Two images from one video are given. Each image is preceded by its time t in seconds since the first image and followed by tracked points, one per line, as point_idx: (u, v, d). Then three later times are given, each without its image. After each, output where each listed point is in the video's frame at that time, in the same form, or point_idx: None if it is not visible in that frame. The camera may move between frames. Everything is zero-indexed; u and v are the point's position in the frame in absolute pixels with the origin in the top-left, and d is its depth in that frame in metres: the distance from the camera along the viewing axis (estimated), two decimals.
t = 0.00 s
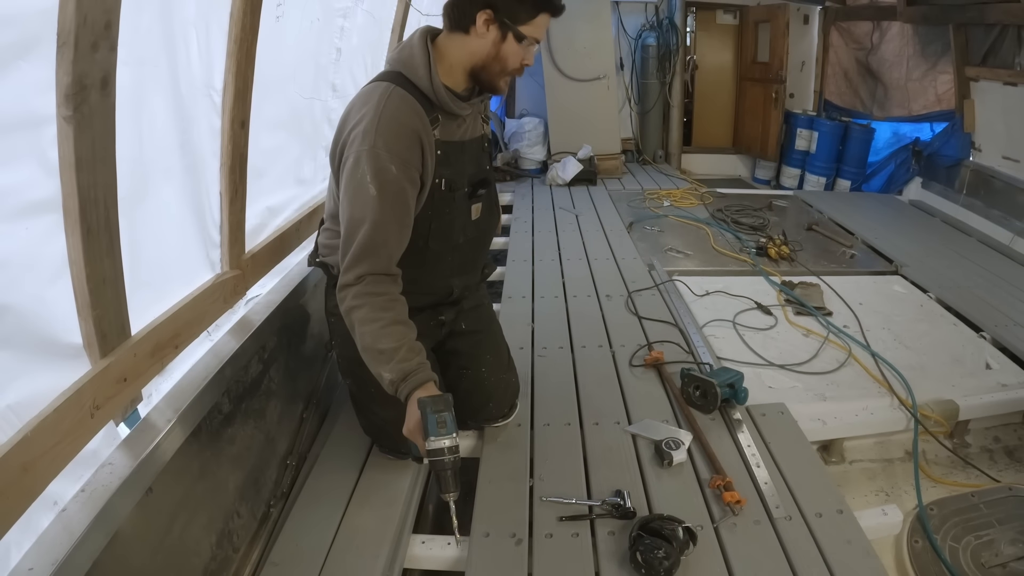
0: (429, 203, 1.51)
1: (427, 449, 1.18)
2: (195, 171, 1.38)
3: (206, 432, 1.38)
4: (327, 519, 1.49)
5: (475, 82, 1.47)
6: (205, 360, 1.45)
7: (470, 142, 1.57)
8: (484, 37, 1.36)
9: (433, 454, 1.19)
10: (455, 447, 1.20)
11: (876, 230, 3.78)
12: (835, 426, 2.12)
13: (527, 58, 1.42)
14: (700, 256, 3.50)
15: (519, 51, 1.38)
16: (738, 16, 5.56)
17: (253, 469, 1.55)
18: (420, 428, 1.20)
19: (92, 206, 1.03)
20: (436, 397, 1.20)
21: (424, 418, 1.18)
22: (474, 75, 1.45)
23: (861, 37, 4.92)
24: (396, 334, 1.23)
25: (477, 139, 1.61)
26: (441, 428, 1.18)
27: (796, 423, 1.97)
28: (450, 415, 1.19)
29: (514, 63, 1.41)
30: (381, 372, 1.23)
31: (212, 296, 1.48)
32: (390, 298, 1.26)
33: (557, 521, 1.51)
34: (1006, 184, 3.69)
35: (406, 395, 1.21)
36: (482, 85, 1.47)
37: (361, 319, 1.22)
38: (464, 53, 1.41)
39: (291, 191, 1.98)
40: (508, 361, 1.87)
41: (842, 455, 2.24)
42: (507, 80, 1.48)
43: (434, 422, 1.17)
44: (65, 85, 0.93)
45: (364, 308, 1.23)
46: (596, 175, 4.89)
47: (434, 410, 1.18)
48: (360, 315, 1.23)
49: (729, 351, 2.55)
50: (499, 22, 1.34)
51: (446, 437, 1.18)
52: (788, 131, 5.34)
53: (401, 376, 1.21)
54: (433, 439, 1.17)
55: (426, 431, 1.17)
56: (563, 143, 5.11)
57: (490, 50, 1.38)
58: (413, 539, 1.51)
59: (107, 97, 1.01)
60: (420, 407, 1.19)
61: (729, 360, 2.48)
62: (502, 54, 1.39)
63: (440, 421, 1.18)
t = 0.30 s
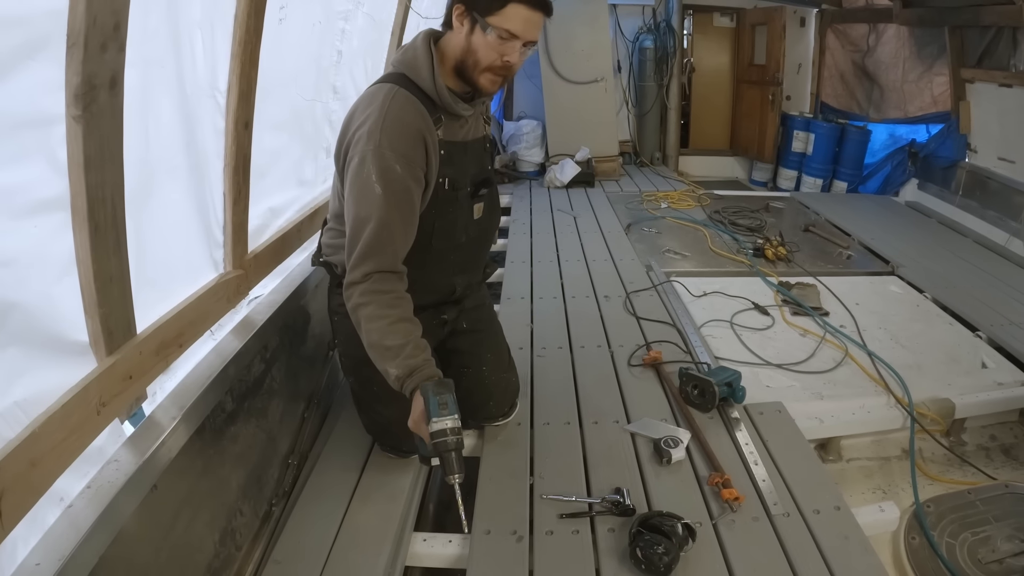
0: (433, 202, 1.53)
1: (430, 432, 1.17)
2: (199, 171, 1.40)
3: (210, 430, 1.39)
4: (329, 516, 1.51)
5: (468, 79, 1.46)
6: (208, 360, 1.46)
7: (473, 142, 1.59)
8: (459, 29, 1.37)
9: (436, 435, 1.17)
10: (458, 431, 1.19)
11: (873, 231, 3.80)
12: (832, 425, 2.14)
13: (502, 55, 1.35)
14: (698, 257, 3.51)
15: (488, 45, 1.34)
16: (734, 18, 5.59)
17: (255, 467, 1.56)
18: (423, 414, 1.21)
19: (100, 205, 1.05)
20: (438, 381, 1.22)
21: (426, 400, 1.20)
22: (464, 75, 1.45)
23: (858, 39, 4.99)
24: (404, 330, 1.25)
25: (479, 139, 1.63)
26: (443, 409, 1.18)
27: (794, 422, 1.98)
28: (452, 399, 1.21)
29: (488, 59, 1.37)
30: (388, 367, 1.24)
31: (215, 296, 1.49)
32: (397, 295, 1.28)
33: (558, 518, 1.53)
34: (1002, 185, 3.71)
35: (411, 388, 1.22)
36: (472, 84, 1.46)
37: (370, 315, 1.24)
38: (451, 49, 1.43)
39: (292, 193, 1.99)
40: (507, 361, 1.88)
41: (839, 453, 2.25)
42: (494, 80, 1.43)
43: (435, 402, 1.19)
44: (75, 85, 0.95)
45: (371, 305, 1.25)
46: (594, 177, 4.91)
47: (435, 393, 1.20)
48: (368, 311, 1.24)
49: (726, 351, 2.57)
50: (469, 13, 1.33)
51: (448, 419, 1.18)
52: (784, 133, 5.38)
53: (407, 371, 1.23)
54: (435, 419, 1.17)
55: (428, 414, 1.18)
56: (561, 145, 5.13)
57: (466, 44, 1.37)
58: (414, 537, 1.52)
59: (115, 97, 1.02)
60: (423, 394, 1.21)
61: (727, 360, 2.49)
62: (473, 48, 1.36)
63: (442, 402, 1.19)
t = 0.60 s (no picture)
0: (436, 204, 1.55)
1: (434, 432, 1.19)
2: (206, 172, 1.42)
3: (215, 429, 1.41)
4: (332, 514, 1.52)
5: (473, 85, 1.48)
6: (214, 359, 1.48)
7: (475, 145, 1.61)
8: (468, 39, 1.39)
9: (440, 435, 1.19)
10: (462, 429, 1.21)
11: (870, 233, 3.83)
12: (829, 423, 2.16)
13: (513, 63, 1.39)
14: (696, 258, 3.54)
15: (500, 55, 1.37)
16: (732, 21, 5.63)
17: (259, 466, 1.58)
18: (426, 415, 1.23)
19: (111, 205, 1.07)
20: (439, 382, 1.24)
21: (429, 401, 1.21)
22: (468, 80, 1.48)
23: (855, 42, 5.04)
24: (405, 332, 1.27)
25: (481, 142, 1.65)
26: (446, 409, 1.20)
27: (791, 420, 2.00)
28: (454, 398, 1.23)
29: (499, 67, 1.40)
30: (390, 369, 1.26)
31: (221, 296, 1.51)
32: (399, 297, 1.29)
33: (559, 515, 1.55)
34: (998, 186, 3.75)
35: (414, 387, 1.24)
36: (478, 89, 1.48)
37: (373, 317, 1.26)
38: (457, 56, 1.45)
39: (295, 195, 2.01)
40: (508, 361, 1.90)
41: (837, 452, 2.27)
42: (502, 85, 1.47)
43: (437, 403, 1.20)
44: (88, 87, 0.97)
45: (373, 308, 1.26)
46: (592, 180, 4.93)
47: (437, 394, 1.21)
48: (370, 313, 1.26)
49: (725, 351, 2.59)
50: (478, 24, 1.35)
51: (452, 418, 1.20)
52: (782, 136, 5.41)
53: (408, 372, 1.24)
54: (439, 420, 1.19)
55: (432, 415, 1.20)
56: (559, 148, 5.15)
57: (475, 53, 1.40)
58: (417, 535, 1.53)
59: (127, 98, 1.04)
60: (425, 394, 1.23)
61: (725, 360, 2.52)
62: (483, 57, 1.39)
63: (445, 402, 1.21)
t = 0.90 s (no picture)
0: (439, 206, 1.57)
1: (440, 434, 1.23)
2: (210, 172, 1.43)
3: (218, 429, 1.42)
4: (334, 513, 1.53)
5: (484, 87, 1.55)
6: (217, 359, 1.49)
7: (475, 146, 1.63)
8: (503, 55, 1.44)
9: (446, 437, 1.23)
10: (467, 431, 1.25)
11: (866, 234, 3.85)
12: (827, 422, 2.18)
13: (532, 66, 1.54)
14: (694, 260, 3.55)
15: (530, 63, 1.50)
16: (729, 24, 5.65)
17: (261, 466, 1.59)
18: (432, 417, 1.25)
19: (117, 204, 1.08)
20: (444, 385, 1.26)
21: (435, 404, 1.23)
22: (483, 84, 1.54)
23: (852, 45, 5.04)
24: (410, 334, 1.28)
25: (481, 143, 1.67)
26: (451, 411, 1.23)
27: (790, 420, 2.01)
28: (460, 401, 1.25)
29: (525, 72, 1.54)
30: (395, 369, 1.27)
31: (223, 296, 1.52)
32: (403, 300, 1.30)
33: (560, 514, 1.56)
34: (994, 187, 3.77)
35: (419, 390, 1.25)
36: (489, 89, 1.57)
37: (378, 319, 1.27)
38: (479, 69, 1.48)
39: (296, 197, 2.02)
40: (508, 361, 1.91)
41: (835, 451, 2.29)
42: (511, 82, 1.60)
43: (443, 406, 1.22)
44: (95, 88, 0.98)
45: (379, 309, 1.28)
46: (590, 182, 4.95)
47: (443, 396, 1.23)
48: (375, 315, 1.27)
49: (723, 352, 2.60)
50: (518, 44, 1.42)
51: (457, 420, 1.23)
52: (779, 138, 5.43)
53: (414, 374, 1.26)
54: (444, 422, 1.22)
55: (438, 416, 1.23)
56: (557, 150, 5.17)
57: (506, 66, 1.48)
58: (419, 534, 1.55)
59: (133, 100, 1.06)
60: (430, 397, 1.25)
61: (723, 360, 2.53)
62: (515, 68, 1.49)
63: (450, 405, 1.23)
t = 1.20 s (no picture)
0: (438, 211, 1.59)
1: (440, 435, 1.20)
2: (215, 178, 1.45)
3: (223, 432, 1.43)
4: (337, 514, 1.55)
5: (469, 90, 1.50)
6: (221, 362, 1.51)
7: (475, 152, 1.65)
8: (467, 42, 1.42)
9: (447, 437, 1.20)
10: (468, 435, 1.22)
11: (863, 237, 3.87)
12: (825, 424, 2.19)
13: (506, 70, 1.42)
14: (692, 263, 3.57)
15: (494, 60, 1.39)
16: (727, 28, 5.69)
17: (264, 468, 1.60)
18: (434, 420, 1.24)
19: (125, 209, 1.10)
20: (446, 387, 1.26)
21: (436, 405, 1.22)
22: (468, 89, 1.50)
23: (848, 48, 5.10)
24: (413, 338, 1.29)
25: (480, 148, 1.69)
26: (452, 412, 1.21)
27: (787, 421, 2.03)
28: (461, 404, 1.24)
29: (493, 72, 1.42)
30: (397, 373, 1.28)
31: (228, 300, 1.54)
32: (406, 303, 1.31)
33: (560, 515, 1.57)
34: (990, 190, 3.80)
35: (420, 394, 1.26)
36: (475, 95, 1.51)
37: (381, 322, 1.28)
38: (457, 63, 1.48)
39: (298, 201, 2.04)
40: (508, 364, 1.93)
41: (832, 452, 2.31)
42: (495, 94, 1.49)
43: (444, 406, 1.21)
44: (104, 95, 1.00)
45: (382, 313, 1.29)
46: (589, 186, 4.97)
47: (445, 398, 1.23)
48: (378, 319, 1.29)
49: (721, 354, 2.62)
50: (478, 29, 1.38)
51: (458, 421, 1.21)
52: (776, 141, 5.46)
53: (416, 377, 1.27)
54: (444, 422, 1.20)
55: (438, 416, 1.21)
56: (556, 154, 5.20)
57: (471, 57, 1.43)
58: (421, 536, 1.56)
59: (141, 106, 1.07)
60: (432, 399, 1.24)
61: (721, 362, 2.55)
62: (479, 62, 1.42)
63: (452, 406, 1.22)
